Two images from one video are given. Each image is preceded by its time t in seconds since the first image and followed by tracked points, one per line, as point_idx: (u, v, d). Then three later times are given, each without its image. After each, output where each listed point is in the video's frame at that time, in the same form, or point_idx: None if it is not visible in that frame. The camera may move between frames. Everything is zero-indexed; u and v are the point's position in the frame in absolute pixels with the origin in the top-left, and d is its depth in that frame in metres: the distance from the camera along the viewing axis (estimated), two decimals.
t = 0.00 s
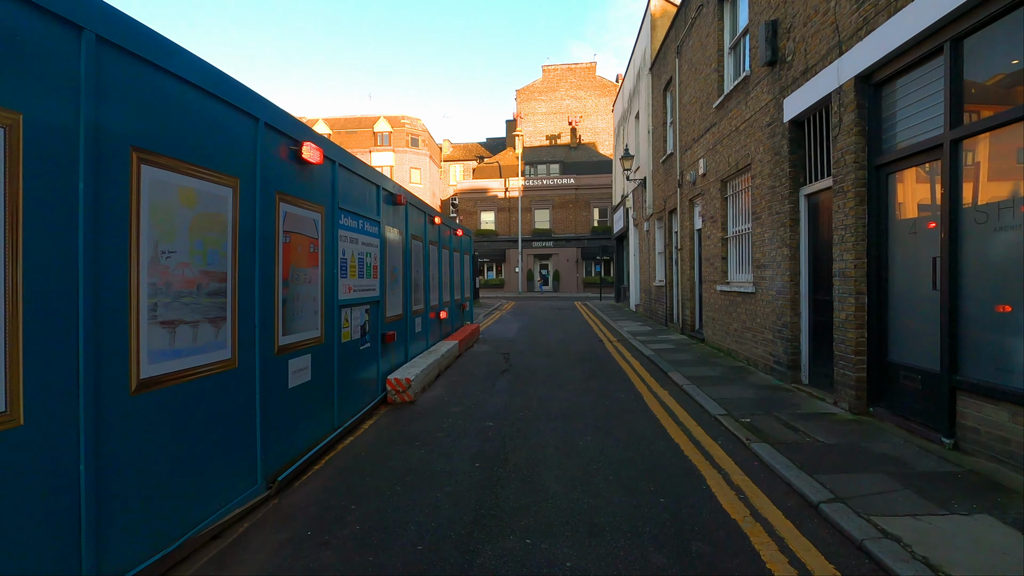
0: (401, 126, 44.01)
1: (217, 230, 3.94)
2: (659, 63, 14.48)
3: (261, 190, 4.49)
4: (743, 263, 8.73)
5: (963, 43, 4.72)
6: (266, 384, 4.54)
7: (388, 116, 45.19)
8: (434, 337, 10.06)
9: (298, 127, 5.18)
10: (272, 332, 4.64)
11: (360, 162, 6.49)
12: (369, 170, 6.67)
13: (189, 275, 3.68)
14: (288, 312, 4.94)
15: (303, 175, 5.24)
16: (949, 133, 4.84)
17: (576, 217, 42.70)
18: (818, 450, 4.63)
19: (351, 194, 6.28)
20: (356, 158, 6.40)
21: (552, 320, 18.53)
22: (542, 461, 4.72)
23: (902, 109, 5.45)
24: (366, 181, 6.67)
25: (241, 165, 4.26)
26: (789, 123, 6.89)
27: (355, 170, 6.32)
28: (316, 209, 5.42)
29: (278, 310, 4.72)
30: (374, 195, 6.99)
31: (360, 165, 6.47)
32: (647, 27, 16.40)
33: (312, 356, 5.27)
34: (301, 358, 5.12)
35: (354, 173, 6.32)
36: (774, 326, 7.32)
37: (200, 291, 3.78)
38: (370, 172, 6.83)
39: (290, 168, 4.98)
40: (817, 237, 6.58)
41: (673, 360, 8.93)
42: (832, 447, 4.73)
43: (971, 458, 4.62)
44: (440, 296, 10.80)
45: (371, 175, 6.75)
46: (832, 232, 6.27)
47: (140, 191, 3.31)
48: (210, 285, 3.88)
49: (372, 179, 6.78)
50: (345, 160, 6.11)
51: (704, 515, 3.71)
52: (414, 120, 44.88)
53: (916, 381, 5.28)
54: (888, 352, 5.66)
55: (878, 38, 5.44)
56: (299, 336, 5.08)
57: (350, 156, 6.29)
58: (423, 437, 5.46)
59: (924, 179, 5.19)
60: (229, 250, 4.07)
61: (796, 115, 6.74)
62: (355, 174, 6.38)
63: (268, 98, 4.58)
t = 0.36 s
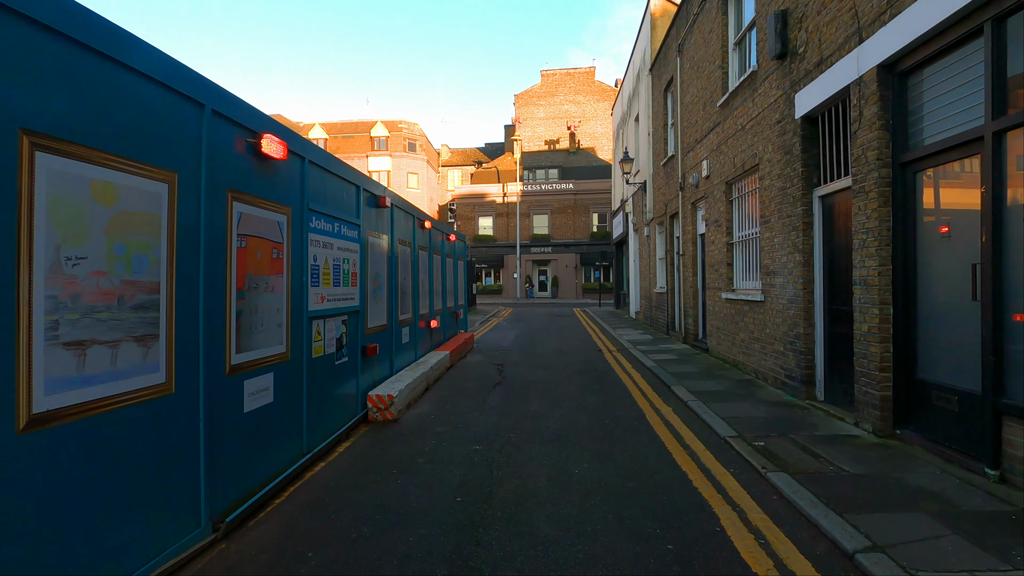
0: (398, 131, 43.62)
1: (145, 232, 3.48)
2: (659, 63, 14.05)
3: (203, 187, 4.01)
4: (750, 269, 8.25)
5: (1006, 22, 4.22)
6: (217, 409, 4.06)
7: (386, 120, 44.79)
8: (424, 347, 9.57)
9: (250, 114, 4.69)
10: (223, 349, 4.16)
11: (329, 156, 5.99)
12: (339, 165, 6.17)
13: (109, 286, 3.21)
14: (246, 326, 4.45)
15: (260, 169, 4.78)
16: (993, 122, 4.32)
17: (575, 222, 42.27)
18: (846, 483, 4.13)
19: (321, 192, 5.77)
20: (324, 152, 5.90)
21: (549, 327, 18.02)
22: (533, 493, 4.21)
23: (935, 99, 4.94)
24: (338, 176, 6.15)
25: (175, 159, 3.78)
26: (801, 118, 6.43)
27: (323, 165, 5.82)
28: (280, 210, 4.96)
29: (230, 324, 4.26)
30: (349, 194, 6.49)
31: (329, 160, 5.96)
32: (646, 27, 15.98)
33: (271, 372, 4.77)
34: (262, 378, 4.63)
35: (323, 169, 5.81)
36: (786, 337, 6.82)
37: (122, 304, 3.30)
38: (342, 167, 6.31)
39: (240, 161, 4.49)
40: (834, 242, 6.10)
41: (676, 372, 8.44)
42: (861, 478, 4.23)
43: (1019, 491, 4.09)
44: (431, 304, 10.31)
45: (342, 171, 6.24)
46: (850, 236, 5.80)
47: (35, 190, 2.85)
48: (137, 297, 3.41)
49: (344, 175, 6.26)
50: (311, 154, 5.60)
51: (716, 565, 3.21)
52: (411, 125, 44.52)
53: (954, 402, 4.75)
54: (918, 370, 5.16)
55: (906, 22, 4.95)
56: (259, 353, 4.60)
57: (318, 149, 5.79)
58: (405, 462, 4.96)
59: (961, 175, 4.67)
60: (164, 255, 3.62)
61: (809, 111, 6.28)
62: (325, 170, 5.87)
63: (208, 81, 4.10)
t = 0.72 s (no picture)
0: (396, 133, 43.19)
1: (55, 226, 2.98)
2: (663, 59, 13.59)
3: (142, 175, 3.52)
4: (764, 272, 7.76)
5: None
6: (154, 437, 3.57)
7: (384, 122, 44.33)
8: (417, 355, 9.06)
9: (206, 93, 4.20)
10: (167, 364, 3.68)
11: (302, 145, 5.49)
12: (314, 155, 5.67)
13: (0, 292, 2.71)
14: (198, 338, 3.97)
15: (217, 156, 4.29)
16: None
17: (575, 225, 41.80)
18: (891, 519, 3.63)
19: (293, 185, 5.29)
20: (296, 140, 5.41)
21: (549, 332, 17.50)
22: (533, 528, 3.72)
23: (982, 80, 4.43)
24: (313, 168, 5.66)
25: (104, 139, 3.28)
26: (823, 108, 5.94)
27: (295, 155, 5.33)
28: (242, 204, 4.47)
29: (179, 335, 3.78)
30: (328, 188, 5.99)
31: (302, 149, 5.47)
32: (649, 23, 15.54)
33: (232, 390, 4.29)
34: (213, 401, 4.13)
35: (295, 159, 5.33)
36: (805, 346, 6.32)
37: (21, 314, 2.80)
38: (319, 158, 5.81)
39: (192, 147, 4.01)
40: (861, 242, 5.59)
41: (684, 382, 7.92)
42: (907, 512, 3.73)
43: None
44: (425, 309, 9.81)
45: (319, 163, 5.75)
46: (881, 236, 5.30)
47: None
48: (42, 306, 2.91)
49: (320, 167, 5.77)
50: (281, 143, 5.11)
51: None
52: (410, 127, 44.09)
53: (1009, 423, 4.23)
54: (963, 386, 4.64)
55: None
56: (213, 368, 4.12)
57: (289, 137, 5.30)
58: (391, 487, 4.46)
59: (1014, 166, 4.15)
60: (82, 255, 3.13)
61: (832, 100, 5.79)
62: (297, 161, 5.38)
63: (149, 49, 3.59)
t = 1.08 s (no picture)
0: (398, 136, 42.82)
1: None
2: (669, 57, 13.13)
3: (54, 162, 3.06)
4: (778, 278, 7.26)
5: None
6: (76, 469, 3.12)
7: (385, 126, 43.93)
8: (409, 364, 8.58)
9: (148, 72, 3.73)
10: (87, 383, 3.20)
11: (267, 133, 5.01)
12: (283, 145, 5.20)
13: None
14: (131, 352, 3.50)
15: (161, 142, 3.83)
16: None
17: (578, 230, 41.32)
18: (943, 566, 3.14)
19: (258, 178, 4.82)
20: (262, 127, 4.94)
21: (551, 339, 16.99)
22: (526, 573, 3.23)
23: None
24: (282, 159, 5.18)
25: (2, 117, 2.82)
26: (847, 98, 5.46)
27: (258, 144, 4.85)
28: (191, 198, 4.01)
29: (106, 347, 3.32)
30: (303, 183, 5.51)
31: (268, 138, 5.00)
32: (654, 21, 15.08)
33: (179, 411, 3.83)
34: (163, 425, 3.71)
35: (259, 148, 4.85)
36: (827, 357, 5.82)
37: None
38: (289, 148, 5.33)
39: (127, 132, 3.55)
40: (893, 244, 5.10)
41: (693, 395, 7.41)
42: (960, 558, 3.23)
43: None
44: (419, 315, 9.33)
45: (289, 154, 5.27)
46: (917, 237, 4.82)
47: None
48: None
49: (290, 158, 5.29)
50: (241, 130, 4.64)
51: None
52: (412, 131, 43.71)
53: None
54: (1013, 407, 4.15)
55: None
56: (154, 387, 3.64)
57: (252, 124, 4.82)
58: (369, 518, 3.99)
59: None
60: None
61: (858, 90, 5.31)
62: (262, 150, 4.91)
63: (60, 7, 3.10)
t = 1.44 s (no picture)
0: (396, 141, 42.39)
1: None
2: (671, 55, 12.66)
3: None
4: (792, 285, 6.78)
5: None
6: None
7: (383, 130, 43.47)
8: (396, 378, 8.06)
9: (46, 35, 2.95)
10: None
11: (222, 124, 4.31)
12: (241, 138, 4.50)
13: None
14: (21, 386, 2.74)
15: (69, 124, 3.06)
16: None
17: (579, 235, 40.83)
18: None
19: (210, 174, 4.13)
20: (214, 116, 4.23)
21: (551, 346, 16.47)
22: None
23: None
24: (240, 153, 4.48)
25: None
26: (871, 88, 4.96)
27: (209, 136, 4.13)
28: (113, 193, 3.26)
29: None
30: (269, 181, 4.87)
31: (221, 129, 4.29)
32: (656, 19, 14.61)
33: (96, 448, 3.11)
34: (107, 462, 3.20)
35: (209, 140, 4.13)
36: (850, 373, 5.30)
37: None
38: (250, 142, 4.64)
39: (14, 110, 2.78)
40: (928, 247, 4.56)
41: (701, 411, 6.89)
42: None
43: None
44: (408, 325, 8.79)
45: (249, 148, 4.58)
46: (959, 242, 4.21)
47: None
48: None
49: (251, 153, 4.60)
50: (185, 118, 3.91)
51: None
52: (411, 135, 43.29)
53: None
54: None
55: None
56: (57, 421, 2.91)
57: (200, 112, 4.11)
58: (333, 566, 3.47)
59: None
60: None
61: (885, 79, 4.82)
62: (215, 143, 4.21)
63: None
